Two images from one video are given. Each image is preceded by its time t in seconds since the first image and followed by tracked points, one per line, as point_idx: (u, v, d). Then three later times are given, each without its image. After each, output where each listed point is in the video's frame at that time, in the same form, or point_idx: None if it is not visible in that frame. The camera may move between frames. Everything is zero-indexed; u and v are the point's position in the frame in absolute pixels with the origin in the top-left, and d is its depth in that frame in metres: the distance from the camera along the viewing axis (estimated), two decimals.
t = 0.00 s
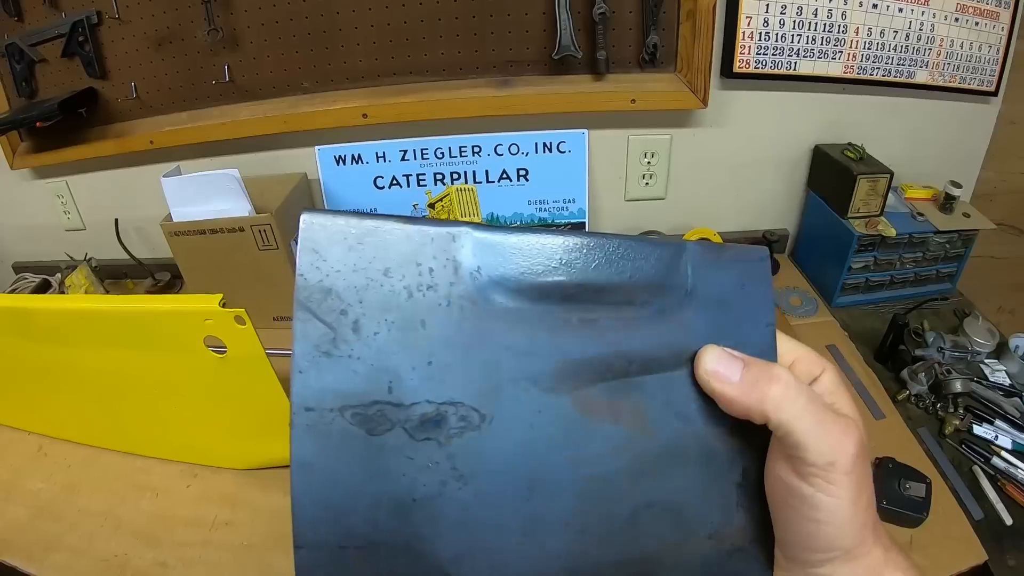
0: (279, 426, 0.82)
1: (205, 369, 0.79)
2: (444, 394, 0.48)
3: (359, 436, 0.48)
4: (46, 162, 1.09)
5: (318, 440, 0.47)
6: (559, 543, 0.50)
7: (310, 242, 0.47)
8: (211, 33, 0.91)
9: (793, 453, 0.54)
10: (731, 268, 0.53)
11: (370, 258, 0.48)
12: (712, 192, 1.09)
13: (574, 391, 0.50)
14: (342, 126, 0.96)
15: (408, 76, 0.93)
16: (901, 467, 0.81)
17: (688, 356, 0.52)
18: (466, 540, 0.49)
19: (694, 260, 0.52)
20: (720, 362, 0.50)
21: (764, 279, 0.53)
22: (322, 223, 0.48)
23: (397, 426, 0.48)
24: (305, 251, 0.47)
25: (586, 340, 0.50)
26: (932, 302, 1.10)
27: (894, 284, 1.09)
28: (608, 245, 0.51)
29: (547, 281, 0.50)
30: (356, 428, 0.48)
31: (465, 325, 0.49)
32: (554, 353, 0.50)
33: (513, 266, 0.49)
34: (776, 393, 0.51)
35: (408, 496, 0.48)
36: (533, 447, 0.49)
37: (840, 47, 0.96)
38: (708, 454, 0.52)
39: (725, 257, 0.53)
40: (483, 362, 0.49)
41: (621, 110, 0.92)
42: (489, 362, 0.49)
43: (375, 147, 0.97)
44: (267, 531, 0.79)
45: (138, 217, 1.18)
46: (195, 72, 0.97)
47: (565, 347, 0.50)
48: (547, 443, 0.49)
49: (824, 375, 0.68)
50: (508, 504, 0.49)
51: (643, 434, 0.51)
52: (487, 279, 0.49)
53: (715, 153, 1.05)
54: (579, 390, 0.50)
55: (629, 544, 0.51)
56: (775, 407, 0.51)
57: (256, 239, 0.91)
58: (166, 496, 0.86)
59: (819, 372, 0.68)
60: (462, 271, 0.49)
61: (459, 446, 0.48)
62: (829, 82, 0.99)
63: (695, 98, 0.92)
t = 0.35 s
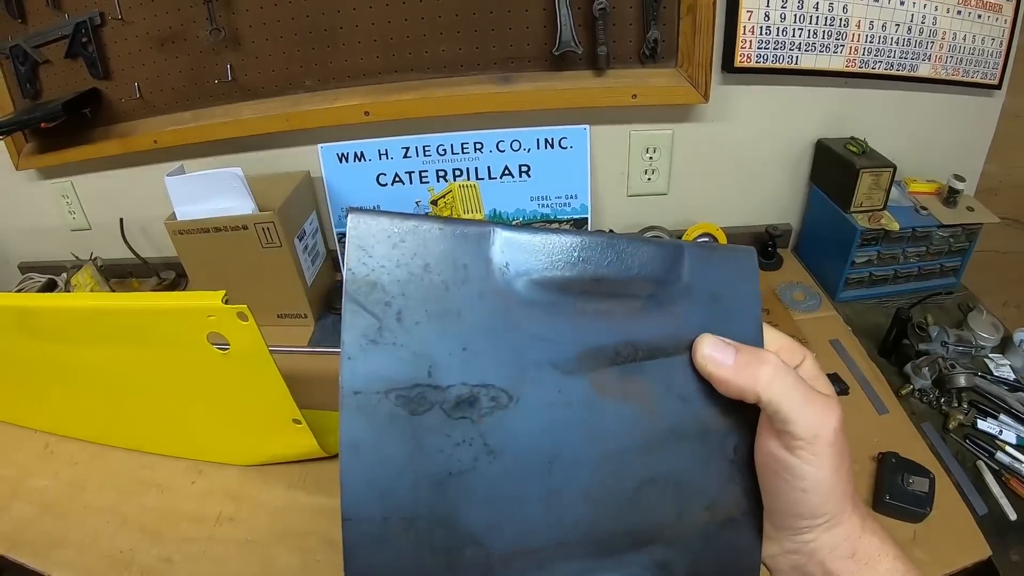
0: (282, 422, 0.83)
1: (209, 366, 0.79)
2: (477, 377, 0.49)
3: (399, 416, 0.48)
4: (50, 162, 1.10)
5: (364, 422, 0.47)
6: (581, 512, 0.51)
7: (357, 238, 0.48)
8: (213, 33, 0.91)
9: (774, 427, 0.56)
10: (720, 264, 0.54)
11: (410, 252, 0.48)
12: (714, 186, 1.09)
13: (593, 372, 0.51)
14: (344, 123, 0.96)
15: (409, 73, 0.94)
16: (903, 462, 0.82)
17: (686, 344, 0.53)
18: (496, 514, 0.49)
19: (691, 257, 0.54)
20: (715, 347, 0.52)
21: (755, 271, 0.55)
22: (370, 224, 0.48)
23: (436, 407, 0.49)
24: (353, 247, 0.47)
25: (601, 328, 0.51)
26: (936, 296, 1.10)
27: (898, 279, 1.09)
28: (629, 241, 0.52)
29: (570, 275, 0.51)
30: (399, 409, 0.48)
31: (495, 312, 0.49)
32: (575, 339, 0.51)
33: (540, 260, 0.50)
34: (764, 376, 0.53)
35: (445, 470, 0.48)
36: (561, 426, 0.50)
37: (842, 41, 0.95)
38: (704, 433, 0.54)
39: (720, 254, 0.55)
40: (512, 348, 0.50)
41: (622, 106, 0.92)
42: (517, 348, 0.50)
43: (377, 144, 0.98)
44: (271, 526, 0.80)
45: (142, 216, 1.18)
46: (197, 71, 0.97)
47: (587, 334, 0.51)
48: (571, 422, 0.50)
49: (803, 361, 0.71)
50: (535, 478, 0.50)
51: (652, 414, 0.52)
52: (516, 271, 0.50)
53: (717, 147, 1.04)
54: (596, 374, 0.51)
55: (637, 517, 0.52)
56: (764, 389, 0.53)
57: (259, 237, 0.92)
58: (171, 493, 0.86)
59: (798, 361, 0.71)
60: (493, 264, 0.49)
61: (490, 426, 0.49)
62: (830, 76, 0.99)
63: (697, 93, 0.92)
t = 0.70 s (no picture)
0: (288, 419, 0.83)
1: (215, 362, 0.79)
2: (459, 403, 0.48)
3: (387, 439, 0.48)
4: (56, 159, 1.10)
5: (356, 443, 0.48)
6: (573, 520, 0.51)
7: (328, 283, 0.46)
8: (218, 29, 0.91)
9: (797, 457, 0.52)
10: (756, 267, 0.47)
11: (384, 290, 0.46)
12: (719, 183, 1.09)
13: (583, 396, 0.48)
14: (349, 119, 0.96)
15: (415, 69, 0.93)
16: (909, 459, 0.82)
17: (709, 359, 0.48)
18: (490, 520, 0.50)
19: (720, 262, 0.46)
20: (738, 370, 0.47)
21: (802, 274, 0.47)
22: (339, 266, 0.46)
23: (420, 432, 0.48)
24: (323, 291, 0.46)
25: (593, 354, 0.47)
26: (943, 293, 1.10)
27: (904, 276, 1.09)
28: (633, 260, 0.45)
29: (560, 302, 0.46)
30: (386, 432, 0.48)
31: (474, 343, 0.47)
32: (564, 364, 0.47)
33: (519, 291, 0.46)
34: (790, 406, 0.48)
35: (435, 480, 0.49)
36: (551, 445, 0.48)
37: (849, 37, 0.95)
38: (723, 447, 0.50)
39: (761, 254, 0.46)
40: (493, 377, 0.47)
41: (628, 102, 0.92)
42: (499, 377, 0.47)
43: (382, 140, 0.97)
44: (277, 523, 0.80)
45: (147, 213, 1.18)
46: (202, 68, 0.97)
47: (578, 358, 0.47)
48: (562, 441, 0.48)
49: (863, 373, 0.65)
50: (524, 490, 0.50)
51: (656, 432, 0.49)
52: (494, 302, 0.46)
53: (723, 144, 1.04)
54: (588, 398, 0.48)
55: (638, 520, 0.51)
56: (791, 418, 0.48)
57: (265, 233, 0.92)
58: (177, 490, 0.86)
59: (856, 371, 0.65)
60: (468, 296, 0.46)
61: (476, 445, 0.48)
62: (837, 72, 0.99)
63: (703, 89, 0.92)
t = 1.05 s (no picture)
0: (293, 415, 0.83)
1: (220, 359, 0.79)
2: (456, 395, 0.48)
3: (397, 423, 0.49)
4: (59, 154, 1.10)
5: (373, 430, 0.49)
6: (561, 513, 0.51)
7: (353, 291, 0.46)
8: (224, 26, 0.91)
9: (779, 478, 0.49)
10: (733, 272, 0.45)
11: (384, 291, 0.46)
12: (724, 183, 1.09)
13: (566, 396, 0.47)
14: (354, 117, 0.96)
15: (421, 68, 0.94)
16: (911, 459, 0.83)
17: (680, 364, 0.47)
18: (487, 510, 0.51)
19: (692, 267, 0.44)
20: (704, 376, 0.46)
21: (785, 277, 0.45)
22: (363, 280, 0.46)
23: (424, 419, 0.49)
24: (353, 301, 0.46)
25: (575, 356, 0.46)
26: (945, 295, 1.10)
27: (907, 277, 1.09)
28: (614, 267, 0.43)
29: (540, 308, 0.45)
30: (395, 415, 0.49)
31: (464, 341, 0.46)
32: (545, 366, 0.47)
33: (501, 296, 0.45)
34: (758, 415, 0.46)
35: (436, 466, 0.50)
36: (540, 439, 0.49)
37: (854, 39, 0.95)
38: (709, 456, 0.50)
39: (745, 260, 0.44)
40: (482, 376, 0.47)
41: (634, 102, 0.92)
42: (489, 375, 0.47)
43: (387, 138, 0.98)
44: (281, 520, 0.80)
45: (151, 208, 1.18)
46: (208, 64, 0.97)
47: (557, 361, 0.46)
48: (546, 438, 0.49)
49: (865, 384, 0.60)
50: (513, 483, 0.50)
51: (634, 434, 0.48)
52: (478, 304, 0.45)
53: (728, 144, 1.04)
54: (567, 398, 0.48)
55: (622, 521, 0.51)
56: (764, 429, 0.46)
57: (269, 230, 0.92)
58: (180, 486, 0.86)
59: (857, 382, 0.60)
60: (455, 299, 0.45)
61: (471, 436, 0.49)
62: (842, 74, 0.99)
63: (709, 90, 0.92)
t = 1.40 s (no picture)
0: (292, 411, 0.83)
1: (220, 353, 0.80)
2: (486, 340, 0.62)
3: (446, 362, 0.64)
4: (61, 149, 1.10)
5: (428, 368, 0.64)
6: (549, 451, 0.61)
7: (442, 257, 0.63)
8: (226, 23, 0.92)
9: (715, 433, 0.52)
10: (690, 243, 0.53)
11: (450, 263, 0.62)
12: (722, 185, 1.09)
13: (559, 345, 0.59)
14: (355, 115, 0.97)
15: (422, 67, 0.94)
16: (904, 459, 0.83)
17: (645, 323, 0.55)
18: (496, 438, 0.63)
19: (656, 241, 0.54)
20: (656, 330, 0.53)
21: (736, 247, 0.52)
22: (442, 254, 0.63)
23: (460, 360, 0.63)
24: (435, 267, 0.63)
25: (567, 311, 0.58)
26: (940, 298, 1.11)
27: (903, 280, 1.10)
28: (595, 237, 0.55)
29: (543, 271, 0.57)
30: (442, 355, 0.64)
31: (496, 298, 0.61)
32: (544, 319, 0.59)
33: (518, 260, 0.59)
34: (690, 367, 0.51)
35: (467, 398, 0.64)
36: (540, 381, 0.60)
37: (852, 43, 0.96)
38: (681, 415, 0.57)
39: (697, 235, 0.53)
40: (503, 326, 0.61)
41: (633, 103, 0.93)
42: (509, 326, 0.61)
43: (388, 136, 0.98)
44: (279, 515, 0.80)
45: (151, 204, 1.19)
46: (210, 61, 0.98)
47: (553, 314, 0.58)
48: (544, 381, 0.60)
49: (815, 346, 0.59)
50: (517, 416, 0.62)
51: (606, 383, 0.58)
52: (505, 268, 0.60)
53: (726, 146, 1.05)
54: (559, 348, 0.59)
55: (598, 467, 0.60)
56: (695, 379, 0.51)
57: (270, 226, 0.92)
58: (179, 480, 0.87)
59: (809, 343, 0.59)
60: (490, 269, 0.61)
61: (493, 375, 0.62)
62: (840, 77, 0.99)
63: (707, 91, 0.93)
